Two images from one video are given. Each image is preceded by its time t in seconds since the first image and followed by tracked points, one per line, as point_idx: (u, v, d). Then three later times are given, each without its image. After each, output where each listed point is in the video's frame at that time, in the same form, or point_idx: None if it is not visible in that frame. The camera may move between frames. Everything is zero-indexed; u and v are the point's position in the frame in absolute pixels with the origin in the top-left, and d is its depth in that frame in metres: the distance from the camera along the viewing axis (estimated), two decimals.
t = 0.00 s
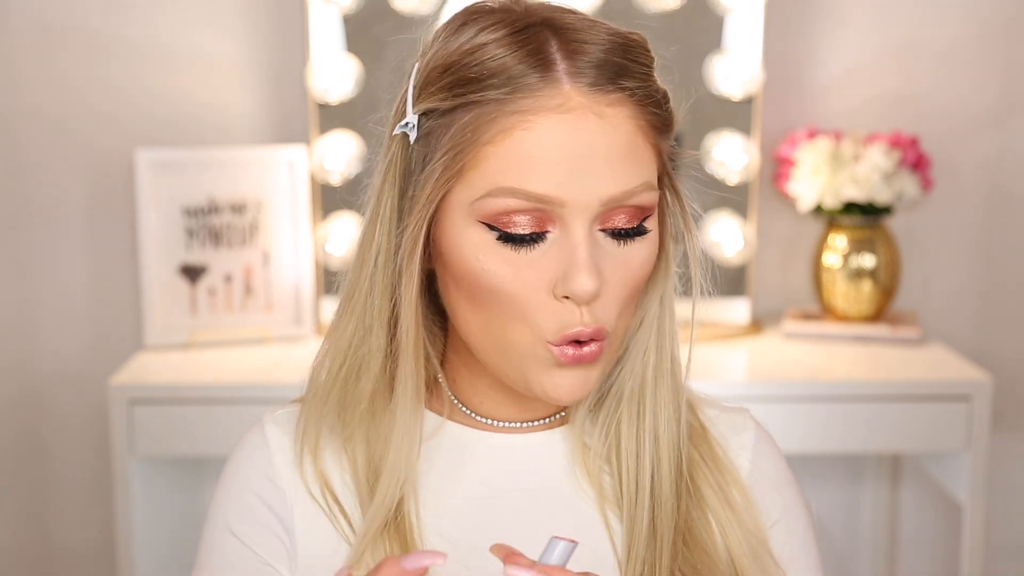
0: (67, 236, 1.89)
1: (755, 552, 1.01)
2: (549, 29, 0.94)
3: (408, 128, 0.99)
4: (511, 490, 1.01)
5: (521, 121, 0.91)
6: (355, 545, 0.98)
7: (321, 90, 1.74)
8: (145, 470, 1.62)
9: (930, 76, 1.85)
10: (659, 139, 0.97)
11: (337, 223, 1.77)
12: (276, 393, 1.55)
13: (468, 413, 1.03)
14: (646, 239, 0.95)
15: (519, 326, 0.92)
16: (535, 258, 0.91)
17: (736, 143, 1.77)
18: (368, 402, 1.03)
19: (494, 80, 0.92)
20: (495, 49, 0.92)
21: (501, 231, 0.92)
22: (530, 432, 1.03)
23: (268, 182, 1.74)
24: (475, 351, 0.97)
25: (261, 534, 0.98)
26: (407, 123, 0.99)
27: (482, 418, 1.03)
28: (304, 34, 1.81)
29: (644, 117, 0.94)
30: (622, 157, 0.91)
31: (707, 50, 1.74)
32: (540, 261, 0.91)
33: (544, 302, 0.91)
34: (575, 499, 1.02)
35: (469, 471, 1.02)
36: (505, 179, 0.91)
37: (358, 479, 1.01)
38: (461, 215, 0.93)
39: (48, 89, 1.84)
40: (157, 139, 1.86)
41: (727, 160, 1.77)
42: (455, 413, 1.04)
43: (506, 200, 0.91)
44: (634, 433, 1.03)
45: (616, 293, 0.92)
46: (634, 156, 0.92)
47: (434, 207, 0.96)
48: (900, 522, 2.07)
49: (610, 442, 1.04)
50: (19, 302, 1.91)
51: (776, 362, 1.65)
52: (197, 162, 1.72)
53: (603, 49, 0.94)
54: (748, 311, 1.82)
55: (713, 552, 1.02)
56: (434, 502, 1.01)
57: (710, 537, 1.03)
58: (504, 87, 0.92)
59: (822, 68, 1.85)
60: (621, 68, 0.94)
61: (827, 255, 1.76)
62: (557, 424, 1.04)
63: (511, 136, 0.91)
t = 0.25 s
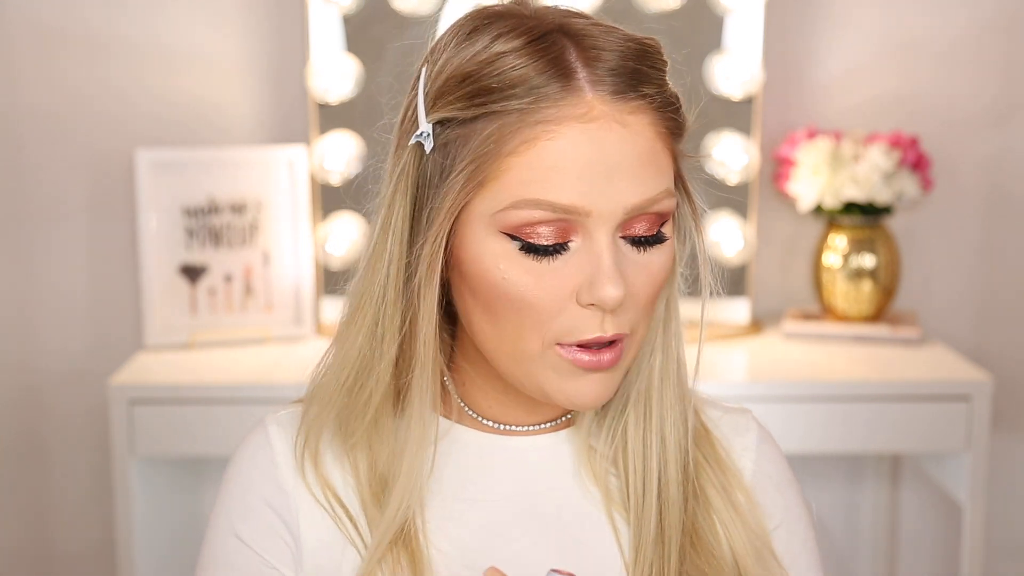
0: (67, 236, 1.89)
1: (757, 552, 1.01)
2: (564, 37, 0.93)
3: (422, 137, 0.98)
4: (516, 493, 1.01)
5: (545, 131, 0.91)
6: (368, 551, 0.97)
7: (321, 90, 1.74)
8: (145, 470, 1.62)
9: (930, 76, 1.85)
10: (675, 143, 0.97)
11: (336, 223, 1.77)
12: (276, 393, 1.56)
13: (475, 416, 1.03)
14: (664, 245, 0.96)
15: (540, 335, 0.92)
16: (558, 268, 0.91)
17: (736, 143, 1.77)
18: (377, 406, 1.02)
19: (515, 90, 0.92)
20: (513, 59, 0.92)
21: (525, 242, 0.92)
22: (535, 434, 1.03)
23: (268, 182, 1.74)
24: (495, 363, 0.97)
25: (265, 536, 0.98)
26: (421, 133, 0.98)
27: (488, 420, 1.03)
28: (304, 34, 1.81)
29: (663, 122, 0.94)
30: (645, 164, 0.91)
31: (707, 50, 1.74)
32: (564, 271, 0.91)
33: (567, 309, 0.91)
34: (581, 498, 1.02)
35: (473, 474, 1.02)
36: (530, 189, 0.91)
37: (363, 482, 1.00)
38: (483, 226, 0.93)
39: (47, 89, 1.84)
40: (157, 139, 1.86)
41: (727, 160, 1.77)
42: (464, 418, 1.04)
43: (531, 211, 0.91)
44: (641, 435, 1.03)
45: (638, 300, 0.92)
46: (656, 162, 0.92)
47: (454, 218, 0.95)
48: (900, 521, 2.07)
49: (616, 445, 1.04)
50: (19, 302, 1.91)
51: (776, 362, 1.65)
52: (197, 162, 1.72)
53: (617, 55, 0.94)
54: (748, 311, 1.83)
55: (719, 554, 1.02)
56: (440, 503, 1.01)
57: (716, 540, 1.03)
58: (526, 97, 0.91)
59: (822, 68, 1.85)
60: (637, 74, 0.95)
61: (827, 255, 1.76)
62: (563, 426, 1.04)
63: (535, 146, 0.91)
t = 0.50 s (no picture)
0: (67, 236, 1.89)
1: (769, 557, 1.02)
2: (565, 41, 0.93)
3: (420, 140, 0.99)
4: (525, 496, 1.01)
5: (538, 137, 0.90)
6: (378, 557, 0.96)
7: (321, 90, 1.73)
8: (145, 470, 1.62)
9: (930, 76, 1.85)
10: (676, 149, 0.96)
11: (336, 222, 1.77)
12: (276, 392, 1.56)
13: (482, 419, 1.03)
14: (663, 253, 0.95)
15: (532, 342, 0.92)
16: (551, 275, 0.91)
17: (736, 143, 1.77)
18: (382, 409, 1.01)
19: (511, 95, 0.92)
20: (510, 63, 0.92)
21: (518, 248, 0.92)
22: (542, 436, 1.03)
23: (268, 182, 1.74)
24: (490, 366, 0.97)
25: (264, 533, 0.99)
26: (420, 134, 0.98)
27: (492, 422, 1.03)
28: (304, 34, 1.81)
29: (663, 129, 0.93)
30: (641, 172, 0.91)
31: (707, 50, 1.74)
32: (556, 279, 0.91)
33: (559, 316, 0.91)
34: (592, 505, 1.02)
35: (482, 476, 1.01)
36: (522, 196, 0.90)
37: (366, 484, 0.99)
38: (476, 232, 0.93)
39: (47, 90, 1.84)
40: (157, 139, 1.86)
41: (727, 160, 1.77)
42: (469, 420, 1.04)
43: (523, 218, 0.90)
44: (654, 439, 1.03)
45: (633, 307, 0.92)
46: (653, 170, 0.92)
47: (448, 223, 0.95)
48: (900, 521, 2.07)
49: (627, 449, 1.04)
50: (19, 302, 1.91)
51: (777, 362, 1.65)
52: (197, 162, 1.72)
53: (619, 60, 0.94)
54: (748, 311, 1.83)
55: (729, 561, 1.02)
56: (448, 509, 1.00)
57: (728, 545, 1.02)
58: (520, 102, 0.91)
59: (822, 68, 1.85)
60: (637, 79, 0.94)
61: (827, 255, 1.76)
62: (570, 428, 1.04)
63: (528, 152, 0.90)
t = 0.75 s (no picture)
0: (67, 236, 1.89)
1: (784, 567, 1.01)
2: (543, 21, 0.95)
3: (406, 125, 0.99)
4: (540, 508, 0.98)
5: (501, 108, 0.92)
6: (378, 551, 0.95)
7: (321, 90, 1.73)
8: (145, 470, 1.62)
9: (930, 76, 1.85)
10: (657, 130, 0.96)
11: (336, 223, 1.77)
12: (275, 392, 1.56)
13: (488, 427, 1.01)
14: (637, 230, 0.95)
15: (497, 315, 0.93)
16: (512, 243, 0.93)
17: (736, 143, 1.77)
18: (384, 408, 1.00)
19: (478, 69, 0.94)
20: (482, 39, 0.94)
21: (483, 219, 0.94)
22: (553, 445, 1.01)
23: (268, 182, 1.74)
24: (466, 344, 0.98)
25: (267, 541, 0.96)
26: (407, 119, 0.99)
27: (499, 431, 1.01)
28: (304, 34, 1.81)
29: (634, 106, 0.94)
30: (603, 145, 0.92)
31: (707, 50, 1.74)
32: (518, 247, 0.93)
33: (521, 290, 0.92)
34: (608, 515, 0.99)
35: (496, 488, 0.98)
36: (484, 165, 0.93)
37: (368, 485, 0.98)
38: (444, 202, 0.96)
39: (47, 90, 1.84)
40: (157, 139, 1.86)
41: (726, 160, 1.77)
42: (470, 425, 1.02)
43: (484, 186, 0.93)
44: (671, 449, 1.02)
45: (602, 286, 0.92)
46: (618, 145, 0.93)
47: (420, 198, 0.98)
48: (900, 522, 2.07)
49: (646, 461, 1.02)
50: (20, 303, 1.91)
51: (777, 362, 1.65)
52: (197, 162, 1.72)
53: (598, 39, 0.94)
54: (748, 311, 1.83)
55: None
56: (457, 518, 0.98)
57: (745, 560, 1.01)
58: (486, 75, 0.93)
59: (821, 68, 1.85)
60: (614, 59, 0.94)
61: (827, 255, 1.76)
62: (581, 436, 1.02)
63: (491, 123, 0.93)
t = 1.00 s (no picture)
0: (68, 236, 1.89)
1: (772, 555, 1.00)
2: (518, 16, 0.97)
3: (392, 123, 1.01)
4: (535, 509, 0.97)
5: (470, 97, 0.94)
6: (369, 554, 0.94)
7: (321, 90, 1.73)
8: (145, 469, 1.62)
9: (930, 76, 1.85)
10: (631, 120, 0.97)
11: (336, 222, 1.77)
12: (275, 392, 1.56)
13: (478, 429, 1.01)
14: (614, 220, 0.95)
15: (474, 307, 0.93)
16: (484, 231, 0.93)
17: (736, 143, 1.77)
18: (376, 411, 1.00)
19: (450, 61, 0.96)
20: (457, 34, 0.96)
21: (457, 207, 0.95)
22: (546, 445, 1.00)
23: (268, 182, 1.74)
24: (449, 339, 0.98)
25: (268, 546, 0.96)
26: (390, 118, 1.01)
27: (489, 432, 1.00)
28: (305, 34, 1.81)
29: (605, 94, 0.95)
30: (574, 131, 0.92)
31: (707, 50, 1.74)
32: (490, 236, 0.93)
33: (494, 280, 0.91)
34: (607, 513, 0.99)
35: (492, 488, 0.98)
36: (454, 153, 0.94)
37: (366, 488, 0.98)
38: (421, 194, 0.97)
39: (48, 90, 1.84)
40: (157, 139, 1.86)
41: (727, 160, 1.77)
42: (461, 427, 1.02)
43: (456, 173, 0.93)
44: (664, 442, 1.02)
45: (576, 274, 0.92)
46: (588, 131, 0.93)
47: (400, 191, 1.00)
48: (900, 522, 2.07)
49: (641, 463, 1.02)
50: (20, 303, 1.91)
51: (777, 362, 1.65)
52: (197, 162, 1.72)
53: (572, 30, 0.96)
54: (748, 310, 1.83)
55: None
56: (455, 520, 0.98)
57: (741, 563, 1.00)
58: (458, 67, 0.95)
59: (822, 68, 1.85)
60: (585, 49, 0.95)
61: (827, 255, 1.76)
62: (574, 437, 1.02)
63: (460, 112, 0.94)
